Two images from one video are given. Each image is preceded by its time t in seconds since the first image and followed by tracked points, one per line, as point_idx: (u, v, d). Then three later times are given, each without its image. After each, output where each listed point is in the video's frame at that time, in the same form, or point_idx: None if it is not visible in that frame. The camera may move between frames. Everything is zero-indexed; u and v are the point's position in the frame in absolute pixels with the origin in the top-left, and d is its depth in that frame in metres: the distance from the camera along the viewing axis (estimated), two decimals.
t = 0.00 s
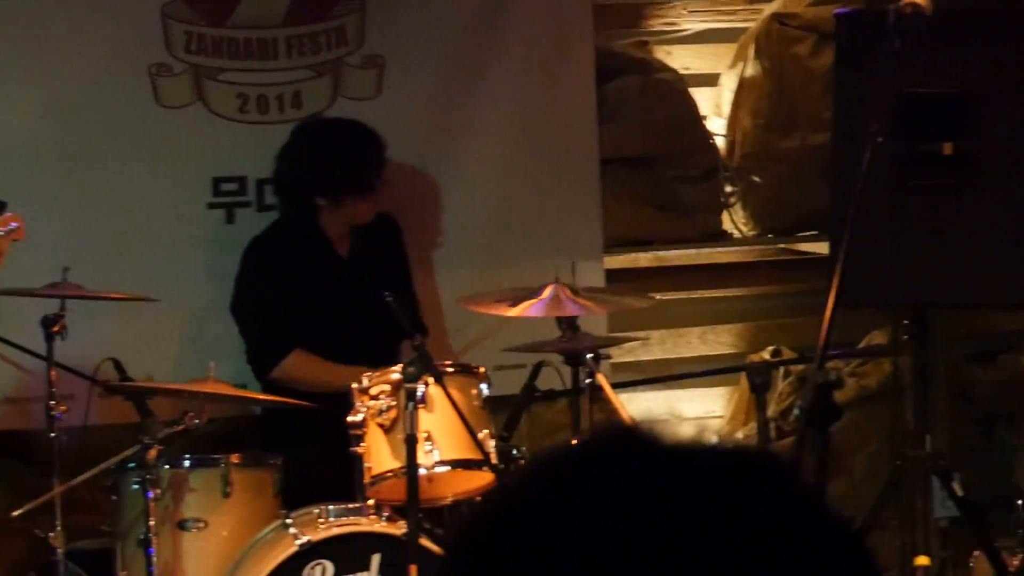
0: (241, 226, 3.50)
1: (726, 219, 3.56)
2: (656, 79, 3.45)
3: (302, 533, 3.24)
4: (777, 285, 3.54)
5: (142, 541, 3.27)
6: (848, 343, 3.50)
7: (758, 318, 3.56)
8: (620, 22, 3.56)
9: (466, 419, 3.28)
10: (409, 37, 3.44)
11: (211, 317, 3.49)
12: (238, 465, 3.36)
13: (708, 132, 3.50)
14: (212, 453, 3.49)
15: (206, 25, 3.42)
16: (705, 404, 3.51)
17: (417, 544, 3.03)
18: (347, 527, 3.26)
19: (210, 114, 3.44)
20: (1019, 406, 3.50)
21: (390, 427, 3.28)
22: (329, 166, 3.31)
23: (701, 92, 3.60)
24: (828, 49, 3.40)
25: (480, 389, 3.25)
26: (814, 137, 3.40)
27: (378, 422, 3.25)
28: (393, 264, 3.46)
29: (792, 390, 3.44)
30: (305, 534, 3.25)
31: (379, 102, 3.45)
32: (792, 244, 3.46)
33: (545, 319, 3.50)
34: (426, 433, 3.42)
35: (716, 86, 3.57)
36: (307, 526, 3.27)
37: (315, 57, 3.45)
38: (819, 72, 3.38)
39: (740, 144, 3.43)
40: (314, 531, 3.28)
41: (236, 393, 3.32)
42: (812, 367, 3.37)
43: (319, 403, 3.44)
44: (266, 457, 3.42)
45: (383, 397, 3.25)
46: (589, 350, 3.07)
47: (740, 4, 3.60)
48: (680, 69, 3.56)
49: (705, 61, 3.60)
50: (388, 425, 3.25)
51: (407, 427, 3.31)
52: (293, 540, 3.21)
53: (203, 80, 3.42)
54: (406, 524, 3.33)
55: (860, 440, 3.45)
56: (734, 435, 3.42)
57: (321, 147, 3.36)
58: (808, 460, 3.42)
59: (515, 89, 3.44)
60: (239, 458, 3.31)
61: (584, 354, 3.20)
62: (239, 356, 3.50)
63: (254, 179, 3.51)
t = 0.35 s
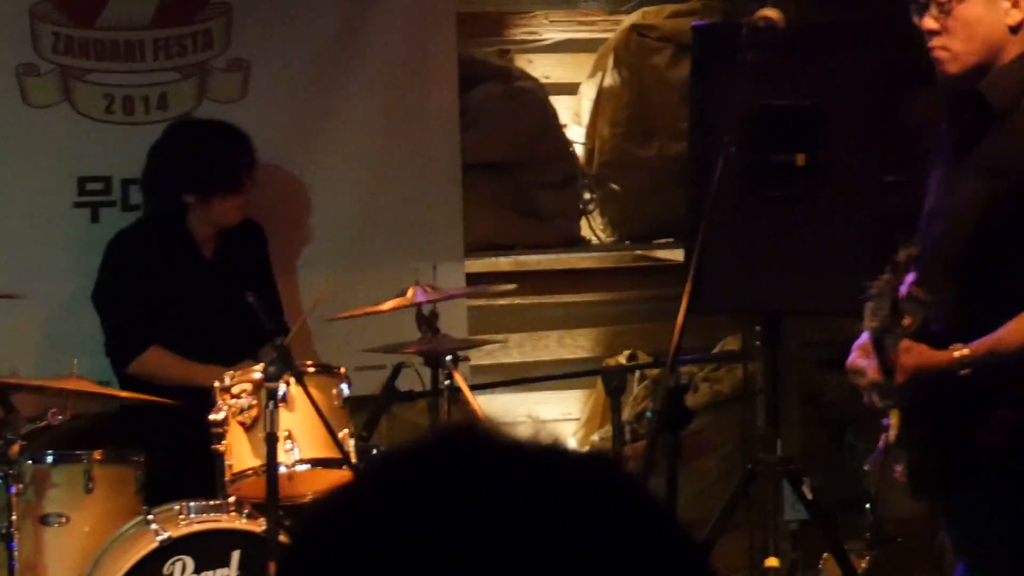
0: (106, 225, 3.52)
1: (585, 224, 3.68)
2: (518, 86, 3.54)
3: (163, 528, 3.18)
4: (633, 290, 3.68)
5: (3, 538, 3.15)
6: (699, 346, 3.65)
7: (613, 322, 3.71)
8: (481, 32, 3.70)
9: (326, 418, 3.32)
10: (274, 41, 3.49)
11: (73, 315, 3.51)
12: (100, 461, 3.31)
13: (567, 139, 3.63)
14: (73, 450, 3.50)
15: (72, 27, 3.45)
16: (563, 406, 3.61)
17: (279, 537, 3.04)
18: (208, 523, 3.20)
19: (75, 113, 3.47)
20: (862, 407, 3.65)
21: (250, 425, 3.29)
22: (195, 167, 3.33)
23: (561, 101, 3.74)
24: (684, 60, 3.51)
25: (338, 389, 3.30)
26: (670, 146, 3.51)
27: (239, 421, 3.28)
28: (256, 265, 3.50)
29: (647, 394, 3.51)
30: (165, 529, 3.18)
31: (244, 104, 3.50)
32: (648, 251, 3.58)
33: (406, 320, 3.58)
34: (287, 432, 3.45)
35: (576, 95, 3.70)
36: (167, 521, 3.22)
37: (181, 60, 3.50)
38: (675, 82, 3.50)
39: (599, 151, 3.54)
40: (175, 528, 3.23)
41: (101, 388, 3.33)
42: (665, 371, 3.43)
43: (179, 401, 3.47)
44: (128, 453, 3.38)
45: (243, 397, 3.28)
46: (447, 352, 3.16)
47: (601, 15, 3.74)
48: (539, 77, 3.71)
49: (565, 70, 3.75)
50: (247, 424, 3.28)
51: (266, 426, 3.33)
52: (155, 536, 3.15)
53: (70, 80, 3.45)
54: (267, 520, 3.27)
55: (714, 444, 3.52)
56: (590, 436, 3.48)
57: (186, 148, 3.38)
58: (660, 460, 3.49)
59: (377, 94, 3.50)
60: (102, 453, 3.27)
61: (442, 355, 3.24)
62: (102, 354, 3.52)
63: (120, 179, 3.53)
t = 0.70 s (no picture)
0: (20, 233, 3.58)
1: (495, 235, 3.80)
2: (428, 99, 3.66)
3: (76, 533, 3.13)
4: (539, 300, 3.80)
5: None
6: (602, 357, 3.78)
7: (521, 331, 3.83)
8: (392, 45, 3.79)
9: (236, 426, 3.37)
10: (187, 52, 3.57)
11: None
12: (13, 467, 3.30)
13: (477, 152, 3.76)
14: None
15: None
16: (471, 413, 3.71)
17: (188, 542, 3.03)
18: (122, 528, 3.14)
19: None
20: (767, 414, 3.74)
21: (162, 432, 3.32)
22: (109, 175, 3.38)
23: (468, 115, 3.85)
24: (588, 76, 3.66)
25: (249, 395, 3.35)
26: (576, 159, 3.65)
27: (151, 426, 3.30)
28: (168, 273, 3.56)
29: (553, 402, 3.58)
30: (79, 534, 3.14)
31: (157, 115, 3.58)
32: (555, 261, 3.74)
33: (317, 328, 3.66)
34: (198, 438, 3.50)
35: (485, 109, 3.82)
36: (80, 526, 3.17)
37: (95, 71, 3.56)
38: (581, 96, 3.62)
39: (507, 164, 3.65)
40: (87, 532, 3.18)
41: (13, 394, 3.37)
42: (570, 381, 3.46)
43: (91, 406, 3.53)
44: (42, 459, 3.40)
45: (156, 403, 3.32)
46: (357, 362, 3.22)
47: (510, 29, 3.86)
48: (447, 91, 3.81)
49: (472, 83, 3.86)
50: (160, 430, 3.30)
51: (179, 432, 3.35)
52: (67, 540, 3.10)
53: None
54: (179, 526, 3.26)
55: (619, 451, 3.58)
56: (497, 444, 3.54)
57: (100, 157, 3.44)
58: (567, 469, 3.56)
59: (288, 107, 3.60)
60: (16, 458, 3.28)
61: (352, 362, 3.28)
62: (16, 360, 3.57)
63: (34, 188, 3.59)
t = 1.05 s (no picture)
0: (19, 251, 3.58)
1: (491, 252, 3.83)
2: (423, 117, 3.68)
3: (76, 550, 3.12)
4: (534, 316, 3.84)
5: None
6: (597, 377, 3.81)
7: (516, 348, 3.86)
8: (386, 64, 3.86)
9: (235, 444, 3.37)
10: (183, 71, 3.59)
11: None
12: (13, 483, 3.28)
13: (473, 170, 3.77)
14: None
15: None
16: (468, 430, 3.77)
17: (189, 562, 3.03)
18: (121, 545, 3.14)
19: None
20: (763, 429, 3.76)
21: (161, 450, 3.32)
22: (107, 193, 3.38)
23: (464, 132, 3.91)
24: (583, 94, 3.67)
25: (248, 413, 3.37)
26: (572, 177, 3.67)
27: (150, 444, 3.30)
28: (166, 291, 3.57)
29: (550, 419, 3.60)
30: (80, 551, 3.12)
31: (154, 133, 3.59)
32: (551, 278, 3.76)
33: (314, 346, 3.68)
34: (197, 455, 3.50)
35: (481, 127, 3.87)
36: (80, 543, 3.16)
37: (92, 89, 3.57)
38: (575, 114, 3.64)
39: (504, 181, 3.67)
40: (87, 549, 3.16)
41: (13, 412, 3.37)
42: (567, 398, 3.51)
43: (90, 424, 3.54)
44: (41, 476, 3.38)
45: (155, 421, 3.32)
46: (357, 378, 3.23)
47: (505, 48, 3.90)
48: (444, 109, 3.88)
49: (469, 102, 3.92)
50: (159, 448, 3.30)
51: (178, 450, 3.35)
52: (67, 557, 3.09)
53: None
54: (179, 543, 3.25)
55: (616, 467, 3.61)
56: (495, 460, 3.57)
57: (99, 175, 3.44)
58: (563, 486, 3.56)
59: (285, 125, 3.62)
60: (16, 476, 3.26)
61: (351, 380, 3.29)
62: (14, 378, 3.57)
63: (32, 207, 3.59)
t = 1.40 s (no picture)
0: (55, 270, 3.59)
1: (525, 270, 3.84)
2: (456, 135, 3.70)
3: (111, 568, 3.09)
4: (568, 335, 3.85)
5: None
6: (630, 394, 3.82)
7: (550, 366, 3.88)
8: (418, 82, 3.93)
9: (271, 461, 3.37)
10: (217, 89, 3.59)
11: (23, 359, 3.57)
12: (49, 501, 3.23)
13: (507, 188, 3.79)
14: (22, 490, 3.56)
15: (21, 75, 3.50)
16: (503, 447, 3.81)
17: None
18: (157, 563, 3.11)
19: (23, 160, 3.53)
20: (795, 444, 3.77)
21: (196, 468, 3.31)
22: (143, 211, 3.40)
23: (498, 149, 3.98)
24: (617, 112, 3.68)
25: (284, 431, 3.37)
26: (605, 194, 3.68)
27: (185, 462, 3.28)
28: (201, 309, 3.58)
29: (585, 437, 3.60)
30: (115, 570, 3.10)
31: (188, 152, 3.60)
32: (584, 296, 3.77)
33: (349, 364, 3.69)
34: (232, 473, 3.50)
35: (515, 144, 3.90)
36: (115, 561, 3.14)
37: (126, 108, 3.58)
38: (609, 132, 3.66)
39: (538, 199, 3.69)
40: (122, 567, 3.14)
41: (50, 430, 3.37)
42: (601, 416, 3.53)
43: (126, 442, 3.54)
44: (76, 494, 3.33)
45: (190, 439, 3.32)
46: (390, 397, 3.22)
47: (539, 65, 3.98)
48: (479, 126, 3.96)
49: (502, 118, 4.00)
50: (195, 466, 3.30)
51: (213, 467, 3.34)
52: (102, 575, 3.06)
53: (17, 127, 3.51)
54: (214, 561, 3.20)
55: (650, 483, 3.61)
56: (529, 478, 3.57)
57: (134, 193, 3.46)
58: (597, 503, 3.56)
59: (319, 143, 3.62)
60: (52, 494, 3.21)
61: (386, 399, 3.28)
62: (51, 396, 3.59)
63: (68, 225, 3.61)
